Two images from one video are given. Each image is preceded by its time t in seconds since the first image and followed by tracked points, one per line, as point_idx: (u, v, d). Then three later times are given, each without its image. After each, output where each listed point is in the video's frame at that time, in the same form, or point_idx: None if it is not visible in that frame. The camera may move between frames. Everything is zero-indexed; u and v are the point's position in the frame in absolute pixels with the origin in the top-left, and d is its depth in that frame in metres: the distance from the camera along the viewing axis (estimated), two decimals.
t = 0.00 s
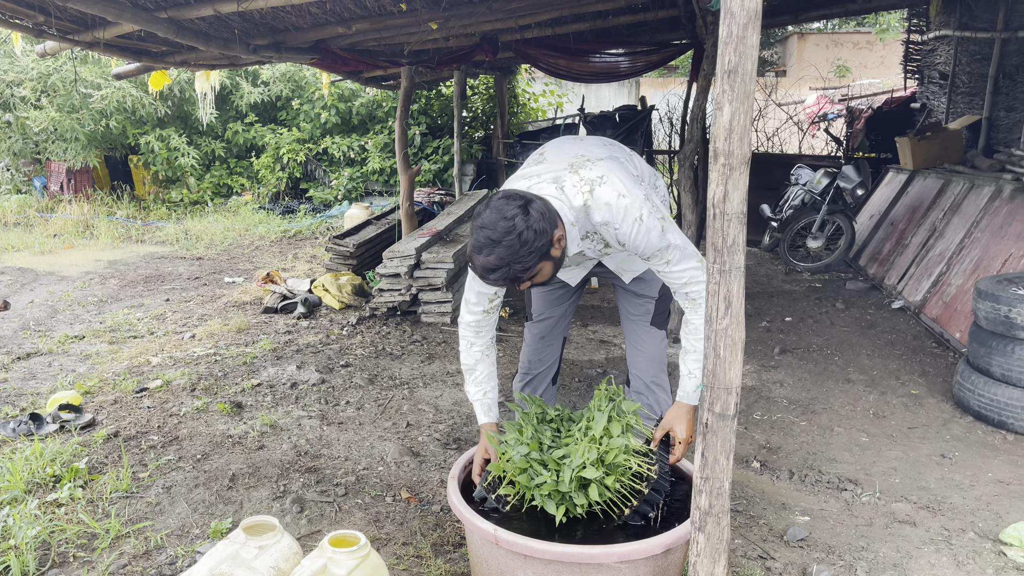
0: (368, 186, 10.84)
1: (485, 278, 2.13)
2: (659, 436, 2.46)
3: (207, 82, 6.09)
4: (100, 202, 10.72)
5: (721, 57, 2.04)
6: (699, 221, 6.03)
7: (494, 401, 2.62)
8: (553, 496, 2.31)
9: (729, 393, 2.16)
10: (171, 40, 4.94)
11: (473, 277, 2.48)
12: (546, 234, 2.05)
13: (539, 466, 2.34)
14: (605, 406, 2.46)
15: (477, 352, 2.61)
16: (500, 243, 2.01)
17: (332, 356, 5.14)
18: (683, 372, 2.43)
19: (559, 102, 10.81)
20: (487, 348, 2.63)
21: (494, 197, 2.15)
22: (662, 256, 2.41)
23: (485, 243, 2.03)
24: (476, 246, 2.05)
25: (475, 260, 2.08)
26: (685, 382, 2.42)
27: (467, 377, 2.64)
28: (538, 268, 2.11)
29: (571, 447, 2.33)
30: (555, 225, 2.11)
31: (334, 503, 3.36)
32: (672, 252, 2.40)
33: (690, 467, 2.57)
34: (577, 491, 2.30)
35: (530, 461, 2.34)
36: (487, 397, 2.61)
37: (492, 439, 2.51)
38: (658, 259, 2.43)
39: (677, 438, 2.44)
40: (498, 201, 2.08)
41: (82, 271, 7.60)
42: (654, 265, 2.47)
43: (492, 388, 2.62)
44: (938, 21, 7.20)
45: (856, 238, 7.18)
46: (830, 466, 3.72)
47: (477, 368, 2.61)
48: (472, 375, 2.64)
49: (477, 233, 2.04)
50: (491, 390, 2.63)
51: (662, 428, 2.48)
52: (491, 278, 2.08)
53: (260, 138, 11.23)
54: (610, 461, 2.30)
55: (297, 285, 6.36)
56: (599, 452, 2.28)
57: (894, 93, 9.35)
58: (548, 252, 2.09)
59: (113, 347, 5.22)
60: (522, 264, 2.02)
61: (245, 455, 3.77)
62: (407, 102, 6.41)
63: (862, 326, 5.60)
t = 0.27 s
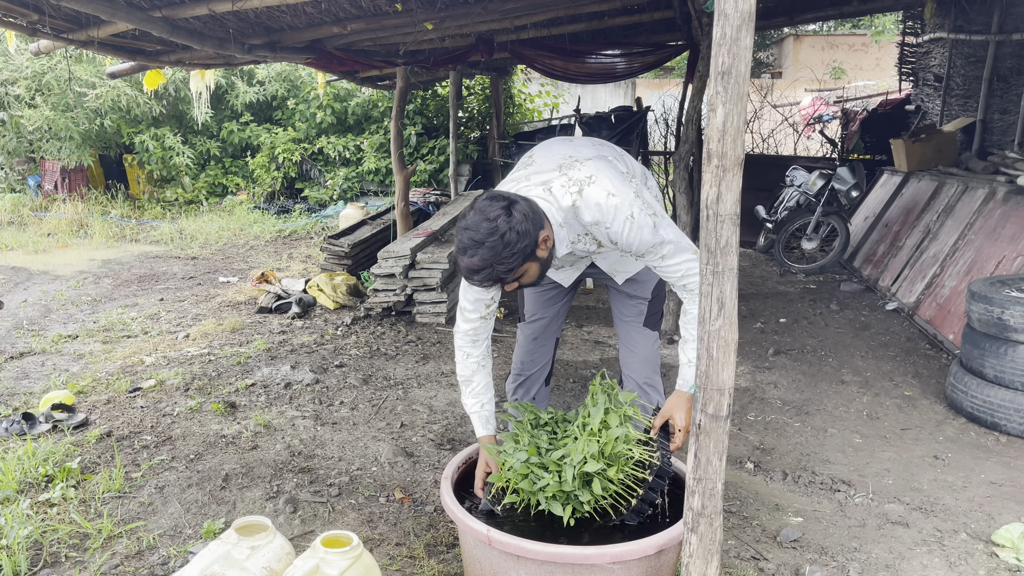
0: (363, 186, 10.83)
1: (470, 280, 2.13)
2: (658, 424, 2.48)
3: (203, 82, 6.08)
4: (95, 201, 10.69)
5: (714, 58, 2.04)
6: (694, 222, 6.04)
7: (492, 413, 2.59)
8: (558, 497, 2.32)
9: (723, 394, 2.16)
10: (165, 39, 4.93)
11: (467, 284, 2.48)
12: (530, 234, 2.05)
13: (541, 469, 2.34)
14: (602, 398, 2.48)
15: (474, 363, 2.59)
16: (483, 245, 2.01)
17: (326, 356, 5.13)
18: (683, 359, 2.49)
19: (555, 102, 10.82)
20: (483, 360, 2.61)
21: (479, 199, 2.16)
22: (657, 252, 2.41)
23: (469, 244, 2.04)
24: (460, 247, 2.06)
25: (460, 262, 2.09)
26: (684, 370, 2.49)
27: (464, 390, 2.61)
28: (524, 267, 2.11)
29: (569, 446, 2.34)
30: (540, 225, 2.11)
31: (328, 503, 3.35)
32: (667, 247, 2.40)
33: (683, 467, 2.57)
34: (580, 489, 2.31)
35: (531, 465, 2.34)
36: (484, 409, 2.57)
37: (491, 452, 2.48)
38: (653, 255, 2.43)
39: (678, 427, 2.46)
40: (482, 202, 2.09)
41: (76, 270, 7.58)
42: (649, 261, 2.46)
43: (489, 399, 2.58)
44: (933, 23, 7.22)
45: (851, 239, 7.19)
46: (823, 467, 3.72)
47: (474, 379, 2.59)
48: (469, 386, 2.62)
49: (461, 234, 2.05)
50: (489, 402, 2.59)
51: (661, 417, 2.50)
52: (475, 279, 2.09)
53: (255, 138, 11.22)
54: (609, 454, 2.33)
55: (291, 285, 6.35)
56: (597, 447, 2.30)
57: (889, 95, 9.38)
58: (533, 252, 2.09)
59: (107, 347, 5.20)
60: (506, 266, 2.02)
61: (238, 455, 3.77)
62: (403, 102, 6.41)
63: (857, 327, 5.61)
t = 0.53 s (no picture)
0: (358, 185, 10.82)
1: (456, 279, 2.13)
2: (655, 401, 2.54)
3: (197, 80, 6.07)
4: (88, 200, 10.66)
5: (708, 58, 2.04)
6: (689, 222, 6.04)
7: (491, 423, 2.56)
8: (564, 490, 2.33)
9: (715, 394, 2.16)
10: (159, 37, 4.92)
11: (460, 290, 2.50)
12: (514, 230, 2.05)
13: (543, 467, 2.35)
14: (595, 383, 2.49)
15: (473, 372, 2.59)
16: (467, 243, 2.01)
17: (320, 355, 5.12)
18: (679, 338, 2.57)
19: (551, 102, 10.83)
20: (481, 368, 2.61)
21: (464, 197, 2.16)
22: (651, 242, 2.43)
23: (454, 243, 2.04)
24: (445, 246, 2.06)
25: (445, 261, 2.09)
26: (680, 348, 2.57)
27: (461, 400, 2.59)
28: (509, 265, 2.11)
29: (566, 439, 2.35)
30: (524, 221, 2.11)
31: (320, 503, 3.34)
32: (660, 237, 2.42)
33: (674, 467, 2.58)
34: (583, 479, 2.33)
35: (533, 464, 2.35)
36: (484, 419, 2.56)
37: (493, 460, 2.47)
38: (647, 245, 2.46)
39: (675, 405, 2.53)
40: (466, 201, 2.09)
41: (69, 269, 7.55)
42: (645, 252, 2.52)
43: (489, 408, 2.56)
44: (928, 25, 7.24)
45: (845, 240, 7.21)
46: (816, 467, 3.73)
47: (472, 389, 2.57)
48: (467, 396, 2.60)
49: (446, 233, 2.05)
50: (488, 411, 2.57)
51: (659, 395, 2.57)
52: (461, 277, 2.08)
53: (250, 136, 11.20)
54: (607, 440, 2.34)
55: (286, 284, 6.34)
56: (593, 435, 2.32)
57: (883, 97, 9.40)
58: (518, 250, 2.09)
59: (99, 346, 5.19)
60: (491, 263, 2.02)
61: (231, 454, 3.76)
62: (398, 101, 6.40)
63: (850, 328, 5.62)
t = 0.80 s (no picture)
0: (353, 183, 10.80)
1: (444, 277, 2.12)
2: (651, 376, 2.51)
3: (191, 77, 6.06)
4: (82, 197, 10.63)
5: (702, 58, 2.04)
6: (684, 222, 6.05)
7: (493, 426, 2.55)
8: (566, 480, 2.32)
9: (708, 394, 2.16)
10: (153, 34, 4.91)
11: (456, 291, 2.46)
12: (499, 226, 2.05)
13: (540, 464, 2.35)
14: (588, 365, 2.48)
15: (472, 375, 2.55)
16: (452, 240, 2.01)
17: (314, 353, 5.12)
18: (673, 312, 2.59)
19: (546, 101, 10.82)
20: (480, 371, 2.58)
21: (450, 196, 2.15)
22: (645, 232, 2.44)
23: (439, 241, 2.03)
24: (431, 244, 2.06)
25: (432, 259, 2.08)
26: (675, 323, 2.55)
27: (462, 404, 2.56)
28: (495, 261, 2.10)
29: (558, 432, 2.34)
30: (509, 218, 2.10)
31: (314, 501, 3.34)
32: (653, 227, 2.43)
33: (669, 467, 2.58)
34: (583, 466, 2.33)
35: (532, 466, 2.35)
36: (485, 422, 2.54)
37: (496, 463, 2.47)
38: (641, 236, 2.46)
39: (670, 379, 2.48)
40: (451, 199, 2.09)
41: (62, 266, 7.52)
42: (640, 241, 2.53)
43: (489, 412, 2.55)
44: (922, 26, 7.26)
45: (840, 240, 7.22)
46: (809, 467, 3.74)
47: (473, 393, 2.54)
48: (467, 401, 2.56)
49: (432, 232, 2.04)
50: (489, 415, 2.56)
51: (654, 369, 2.53)
52: (447, 276, 2.08)
53: (244, 134, 11.18)
54: (602, 419, 2.32)
55: (280, 282, 6.33)
56: (587, 415, 2.31)
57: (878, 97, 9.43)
58: (504, 246, 2.08)
59: (92, 344, 5.17)
60: (476, 259, 2.01)
61: (224, 452, 3.75)
62: (393, 99, 6.40)
63: (844, 328, 5.63)
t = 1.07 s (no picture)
0: (348, 182, 10.78)
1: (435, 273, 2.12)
2: (644, 345, 2.47)
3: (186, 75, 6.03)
4: (76, 194, 10.59)
5: (697, 57, 2.04)
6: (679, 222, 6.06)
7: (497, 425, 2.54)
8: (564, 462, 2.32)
9: (702, 393, 2.16)
10: (147, 31, 4.89)
11: (450, 289, 2.51)
12: (486, 219, 2.04)
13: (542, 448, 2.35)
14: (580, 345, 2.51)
15: (473, 375, 2.55)
16: (439, 235, 2.00)
17: (308, 352, 5.10)
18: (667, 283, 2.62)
19: (542, 101, 10.82)
20: (481, 370, 2.58)
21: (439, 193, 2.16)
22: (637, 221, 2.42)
23: (426, 236, 2.03)
24: (419, 240, 2.06)
25: (421, 256, 2.08)
26: (668, 294, 2.59)
27: (466, 405, 2.55)
28: (484, 255, 2.09)
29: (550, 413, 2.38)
30: (497, 211, 2.09)
31: (307, 500, 3.33)
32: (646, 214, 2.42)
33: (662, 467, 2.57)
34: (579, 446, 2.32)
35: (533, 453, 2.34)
36: (489, 422, 2.53)
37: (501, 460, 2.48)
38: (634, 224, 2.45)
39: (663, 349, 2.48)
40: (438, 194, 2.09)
41: (55, 264, 7.49)
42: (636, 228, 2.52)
43: (492, 411, 2.54)
44: (917, 27, 7.27)
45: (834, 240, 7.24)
46: (803, 466, 3.74)
47: (475, 392, 2.53)
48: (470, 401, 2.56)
49: (420, 228, 2.05)
50: (492, 414, 2.55)
51: (646, 339, 2.50)
52: (437, 271, 2.07)
53: (239, 132, 11.15)
54: (589, 389, 2.32)
55: (274, 280, 6.31)
56: (575, 387, 2.33)
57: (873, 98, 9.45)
58: (492, 239, 2.07)
59: (85, 342, 5.15)
60: (464, 253, 2.00)
61: (217, 451, 3.74)
62: (388, 98, 6.38)
63: (838, 328, 5.64)
